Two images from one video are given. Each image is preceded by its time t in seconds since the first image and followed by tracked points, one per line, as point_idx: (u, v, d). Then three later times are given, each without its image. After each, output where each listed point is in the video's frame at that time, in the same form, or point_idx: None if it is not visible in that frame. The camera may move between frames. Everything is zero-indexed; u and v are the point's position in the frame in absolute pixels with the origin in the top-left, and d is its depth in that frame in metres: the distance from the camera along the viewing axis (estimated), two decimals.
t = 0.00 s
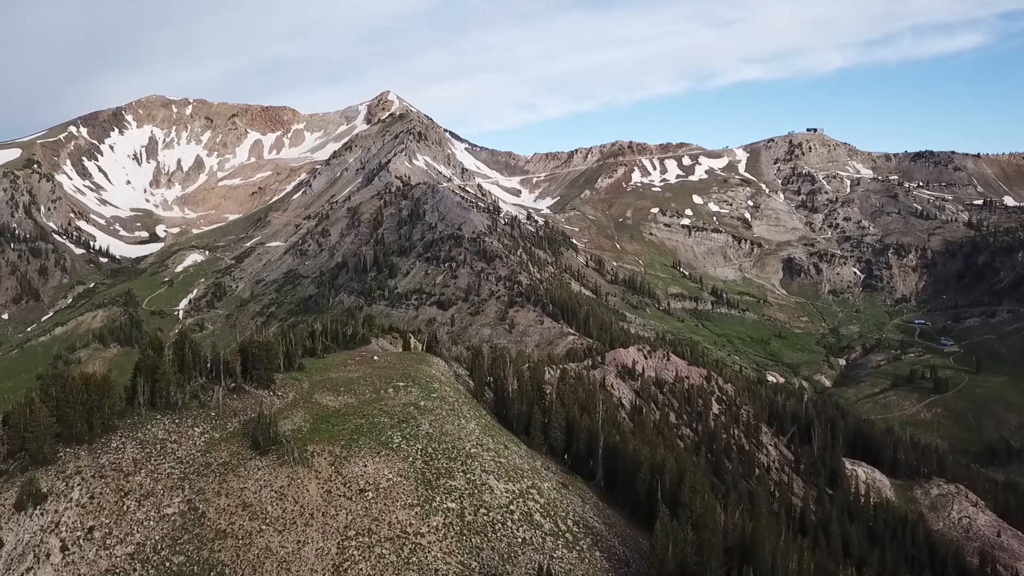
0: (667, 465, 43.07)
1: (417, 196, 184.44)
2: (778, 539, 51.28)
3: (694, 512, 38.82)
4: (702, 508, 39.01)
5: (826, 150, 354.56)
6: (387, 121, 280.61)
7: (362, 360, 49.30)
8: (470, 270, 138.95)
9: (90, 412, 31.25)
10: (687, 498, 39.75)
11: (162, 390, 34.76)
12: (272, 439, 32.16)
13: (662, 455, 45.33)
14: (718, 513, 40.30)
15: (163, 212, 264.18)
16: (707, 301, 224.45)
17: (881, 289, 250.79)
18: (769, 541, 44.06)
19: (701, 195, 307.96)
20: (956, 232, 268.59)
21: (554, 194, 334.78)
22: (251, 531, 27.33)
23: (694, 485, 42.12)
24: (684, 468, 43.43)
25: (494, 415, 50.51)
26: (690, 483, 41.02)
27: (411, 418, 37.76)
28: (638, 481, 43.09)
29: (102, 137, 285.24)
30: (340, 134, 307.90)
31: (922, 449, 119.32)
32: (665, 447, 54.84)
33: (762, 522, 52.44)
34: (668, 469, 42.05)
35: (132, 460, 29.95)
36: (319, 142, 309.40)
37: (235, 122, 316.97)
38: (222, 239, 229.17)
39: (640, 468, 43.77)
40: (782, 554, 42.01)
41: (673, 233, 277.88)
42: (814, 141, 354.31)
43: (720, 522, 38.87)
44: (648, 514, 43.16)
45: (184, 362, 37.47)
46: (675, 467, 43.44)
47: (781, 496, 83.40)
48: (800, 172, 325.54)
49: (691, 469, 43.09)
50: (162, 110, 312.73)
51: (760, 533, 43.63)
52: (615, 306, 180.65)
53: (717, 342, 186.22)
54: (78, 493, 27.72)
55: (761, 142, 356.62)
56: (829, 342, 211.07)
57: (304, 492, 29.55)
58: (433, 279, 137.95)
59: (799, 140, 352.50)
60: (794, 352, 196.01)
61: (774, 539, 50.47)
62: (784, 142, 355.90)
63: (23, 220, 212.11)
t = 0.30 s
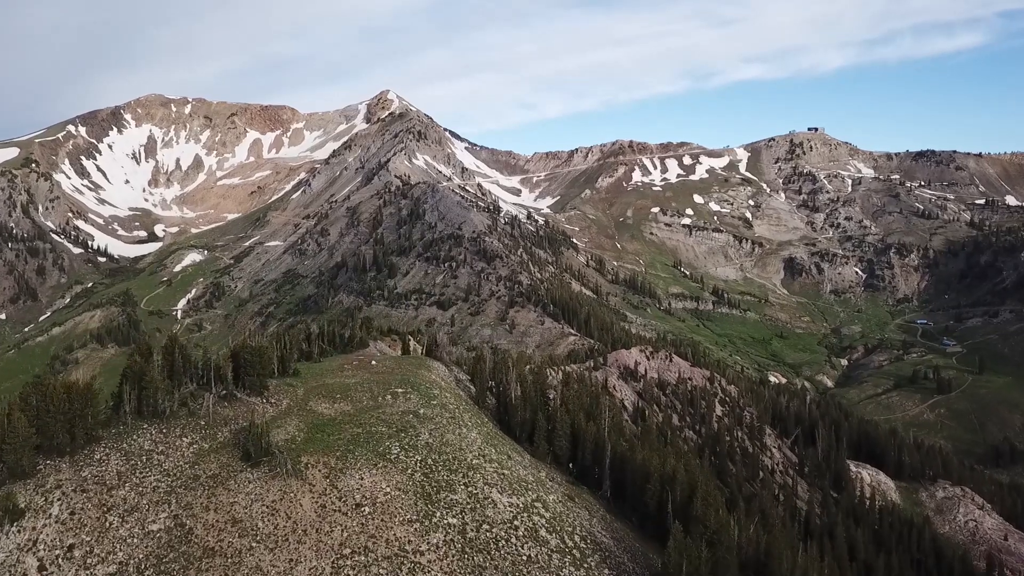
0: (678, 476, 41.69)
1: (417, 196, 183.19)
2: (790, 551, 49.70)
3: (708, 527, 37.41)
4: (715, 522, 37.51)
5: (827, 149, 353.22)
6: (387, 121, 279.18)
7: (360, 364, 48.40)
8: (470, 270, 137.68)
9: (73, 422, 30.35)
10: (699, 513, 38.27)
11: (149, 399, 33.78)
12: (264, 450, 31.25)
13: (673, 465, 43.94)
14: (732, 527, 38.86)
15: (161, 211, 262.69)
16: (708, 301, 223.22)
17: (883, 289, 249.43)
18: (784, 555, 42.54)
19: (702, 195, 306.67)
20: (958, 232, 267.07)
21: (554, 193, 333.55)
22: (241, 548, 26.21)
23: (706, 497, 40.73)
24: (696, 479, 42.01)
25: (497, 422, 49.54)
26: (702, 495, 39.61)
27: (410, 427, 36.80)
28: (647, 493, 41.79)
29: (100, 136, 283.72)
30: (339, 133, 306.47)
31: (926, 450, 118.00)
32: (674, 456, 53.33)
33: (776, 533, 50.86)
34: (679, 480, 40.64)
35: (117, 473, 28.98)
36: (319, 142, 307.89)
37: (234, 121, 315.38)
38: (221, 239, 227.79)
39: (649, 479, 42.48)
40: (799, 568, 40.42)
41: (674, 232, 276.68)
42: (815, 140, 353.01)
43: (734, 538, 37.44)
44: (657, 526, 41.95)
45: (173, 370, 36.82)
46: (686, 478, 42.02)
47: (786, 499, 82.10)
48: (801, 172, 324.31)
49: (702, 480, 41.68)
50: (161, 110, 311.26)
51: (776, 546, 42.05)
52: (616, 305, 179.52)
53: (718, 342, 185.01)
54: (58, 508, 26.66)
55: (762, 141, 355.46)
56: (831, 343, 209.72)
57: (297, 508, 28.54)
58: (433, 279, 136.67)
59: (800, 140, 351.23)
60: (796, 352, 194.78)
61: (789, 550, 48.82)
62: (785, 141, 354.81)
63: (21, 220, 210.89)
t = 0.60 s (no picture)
0: (689, 488, 40.79)
1: (417, 194, 181.84)
2: (802, 564, 48.57)
3: (723, 545, 36.41)
4: (730, 538, 36.53)
5: (828, 148, 351.80)
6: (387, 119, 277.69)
7: (357, 369, 47.28)
8: (470, 270, 136.31)
9: (52, 432, 29.15)
10: (713, 527, 37.35)
11: (134, 408, 32.91)
12: (255, 463, 30.34)
13: (683, 476, 42.93)
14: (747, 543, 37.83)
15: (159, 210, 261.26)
16: (709, 300, 221.92)
17: (885, 289, 248.14)
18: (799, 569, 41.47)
19: (703, 194, 305.22)
20: (960, 232, 265.57)
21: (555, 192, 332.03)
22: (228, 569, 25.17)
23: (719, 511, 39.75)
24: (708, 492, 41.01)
25: (500, 430, 48.58)
26: (715, 510, 38.74)
27: (408, 438, 35.68)
28: (658, 506, 40.89)
29: (99, 134, 282.13)
30: (338, 132, 304.94)
31: (931, 452, 116.70)
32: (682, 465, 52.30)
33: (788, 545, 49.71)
34: (691, 493, 39.72)
35: (98, 488, 27.94)
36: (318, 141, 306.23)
37: (233, 120, 313.73)
38: (219, 238, 226.44)
39: (659, 491, 41.61)
40: None
41: (675, 231, 275.32)
42: (816, 139, 351.46)
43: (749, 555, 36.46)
44: (667, 539, 41.18)
45: (160, 377, 35.91)
46: (698, 490, 41.02)
47: (790, 503, 80.81)
48: (803, 171, 323.04)
49: (713, 493, 40.80)
50: (160, 108, 309.53)
51: (791, 561, 41.04)
52: (616, 305, 178.26)
53: (720, 342, 183.68)
54: (34, 525, 25.53)
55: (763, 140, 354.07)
56: (833, 343, 208.36)
57: (289, 524, 27.56)
58: (433, 279, 135.32)
59: (801, 138, 349.70)
60: (798, 352, 193.43)
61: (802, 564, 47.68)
62: (786, 140, 353.64)
63: (18, 219, 209.58)
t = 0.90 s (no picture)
0: (701, 502, 39.64)
1: (416, 193, 180.51)
2: None
3: (739, 564, 35.29)
4: (745, 556, 35.39)
5: (829, 147, 350.56)
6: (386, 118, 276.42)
7: (354, 374, 45.99)
8: (470, 269, 135.03)
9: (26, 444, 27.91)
10: (726, 544, 36.24)
11: (117, 417, 31.74)
12: (243, 477, 29.21)
13: (695, 489, 41.86)
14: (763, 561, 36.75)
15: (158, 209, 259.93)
16: (710, 300, 220.71)
17: (887, 289, 247.02)
18: None
19: (704, 193, 303.92)
20: (962, 231, 264.17)
21: (555, 191, 330.72)
22: None
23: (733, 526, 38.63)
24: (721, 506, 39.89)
25: (503, 438, 47.39)
26: (729, 526, 37.47)
27: (406, 449, 34.44)
28: (668, 520, 39.71)
29: (97, 133, 280.68)
30: (338, 131, 303.53)
31: (935, 454, 115.41)
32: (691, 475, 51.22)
33: (800, 557, 48.57)
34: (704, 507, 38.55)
35: (76, 504, 26.80)
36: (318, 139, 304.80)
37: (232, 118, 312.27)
38: (218, 237, 225.16)
39: (670, 504, 40.48)
40: None
41: (676, 231, 274.07)
42: (817, 138, 350.01)
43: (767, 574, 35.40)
44: (678, 553, 40.40)
45: (146, 384, 34.83)
46: (710, 505, 39.94)
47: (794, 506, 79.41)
48: (804, 170, 321.93)
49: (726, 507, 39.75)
50: (159, 107, 307.99)
51: None
52: (617, 305, 177.08)
53: (721, 343, 182.53)
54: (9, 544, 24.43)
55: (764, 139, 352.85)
56: (835, 343, 207.14)
57: (278, 542, 26.46)
58: (432, 279, 134.03)
59: (803, 138, 348.37)
60: (799, 353, 192.24)
61: None
62: (787, 139, 352.51)
63: (16, 218, 208.43)
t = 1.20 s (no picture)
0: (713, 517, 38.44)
1: (415, 192, 179.07)
2: None
3: None
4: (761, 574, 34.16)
5: (830, 147, 349.33)
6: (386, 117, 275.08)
7: (351, 379, 44.61)
8: (470, 269, 133.67)
9: None
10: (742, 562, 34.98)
11: (99, 427, 30.71)
12: (231, 493, 28.03)
13: (707, 503, 40.65)
14: None
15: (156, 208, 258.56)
16: (711, 300, 219.42)
17: (888, 288, 245.69)
18: None
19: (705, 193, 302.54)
20: (964, 230, 262.70)
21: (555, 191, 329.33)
22: None
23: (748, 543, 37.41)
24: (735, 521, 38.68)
25: (506, 446, 46.12)
26: (744, 543, 36.26)
27: (403, 462, 33.07)
28: (679, 535, 38.40)
29: (96, 131, 279.27)
30: (337, 130, 302.04)
31: (940, 455, 114.00)
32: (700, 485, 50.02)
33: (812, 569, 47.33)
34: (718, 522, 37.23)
35: (52, 524, 25.90)
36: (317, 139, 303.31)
37: (231, 117, 310.86)
38: (216, 236, 223.88)
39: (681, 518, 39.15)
40: None
41: (677, 230, 272.77)
42: (818, 138, 348.66)
43: None
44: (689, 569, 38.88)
45: (130, 391, 33.85)
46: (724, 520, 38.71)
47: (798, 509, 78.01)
48: (805, 170, 320.76)
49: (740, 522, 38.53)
50: (157, 105, 306.48)
51: None
52: (618, 305, 175.71)
53: (722, 343, 181.21)
54: None
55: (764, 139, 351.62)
56: (836, 343, 205.89)
57: (267, 562, 25.41)
58: (431, 278, 132.73)
59: (804, 137, 347.08)
60: (801, 353, 190.98)
61: None
62: (787, 139, 351.26)
63: (13, 217, 207.20)
